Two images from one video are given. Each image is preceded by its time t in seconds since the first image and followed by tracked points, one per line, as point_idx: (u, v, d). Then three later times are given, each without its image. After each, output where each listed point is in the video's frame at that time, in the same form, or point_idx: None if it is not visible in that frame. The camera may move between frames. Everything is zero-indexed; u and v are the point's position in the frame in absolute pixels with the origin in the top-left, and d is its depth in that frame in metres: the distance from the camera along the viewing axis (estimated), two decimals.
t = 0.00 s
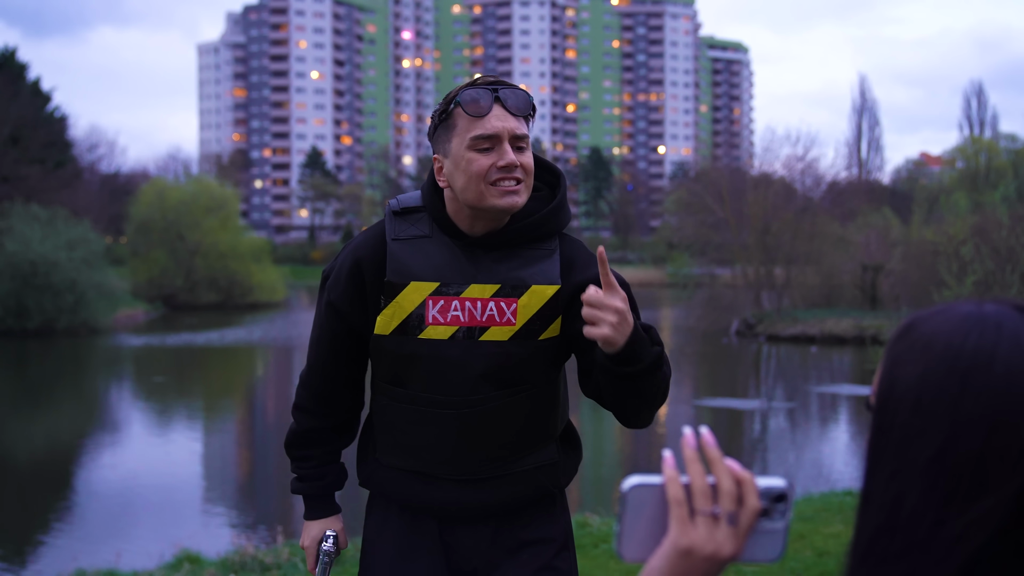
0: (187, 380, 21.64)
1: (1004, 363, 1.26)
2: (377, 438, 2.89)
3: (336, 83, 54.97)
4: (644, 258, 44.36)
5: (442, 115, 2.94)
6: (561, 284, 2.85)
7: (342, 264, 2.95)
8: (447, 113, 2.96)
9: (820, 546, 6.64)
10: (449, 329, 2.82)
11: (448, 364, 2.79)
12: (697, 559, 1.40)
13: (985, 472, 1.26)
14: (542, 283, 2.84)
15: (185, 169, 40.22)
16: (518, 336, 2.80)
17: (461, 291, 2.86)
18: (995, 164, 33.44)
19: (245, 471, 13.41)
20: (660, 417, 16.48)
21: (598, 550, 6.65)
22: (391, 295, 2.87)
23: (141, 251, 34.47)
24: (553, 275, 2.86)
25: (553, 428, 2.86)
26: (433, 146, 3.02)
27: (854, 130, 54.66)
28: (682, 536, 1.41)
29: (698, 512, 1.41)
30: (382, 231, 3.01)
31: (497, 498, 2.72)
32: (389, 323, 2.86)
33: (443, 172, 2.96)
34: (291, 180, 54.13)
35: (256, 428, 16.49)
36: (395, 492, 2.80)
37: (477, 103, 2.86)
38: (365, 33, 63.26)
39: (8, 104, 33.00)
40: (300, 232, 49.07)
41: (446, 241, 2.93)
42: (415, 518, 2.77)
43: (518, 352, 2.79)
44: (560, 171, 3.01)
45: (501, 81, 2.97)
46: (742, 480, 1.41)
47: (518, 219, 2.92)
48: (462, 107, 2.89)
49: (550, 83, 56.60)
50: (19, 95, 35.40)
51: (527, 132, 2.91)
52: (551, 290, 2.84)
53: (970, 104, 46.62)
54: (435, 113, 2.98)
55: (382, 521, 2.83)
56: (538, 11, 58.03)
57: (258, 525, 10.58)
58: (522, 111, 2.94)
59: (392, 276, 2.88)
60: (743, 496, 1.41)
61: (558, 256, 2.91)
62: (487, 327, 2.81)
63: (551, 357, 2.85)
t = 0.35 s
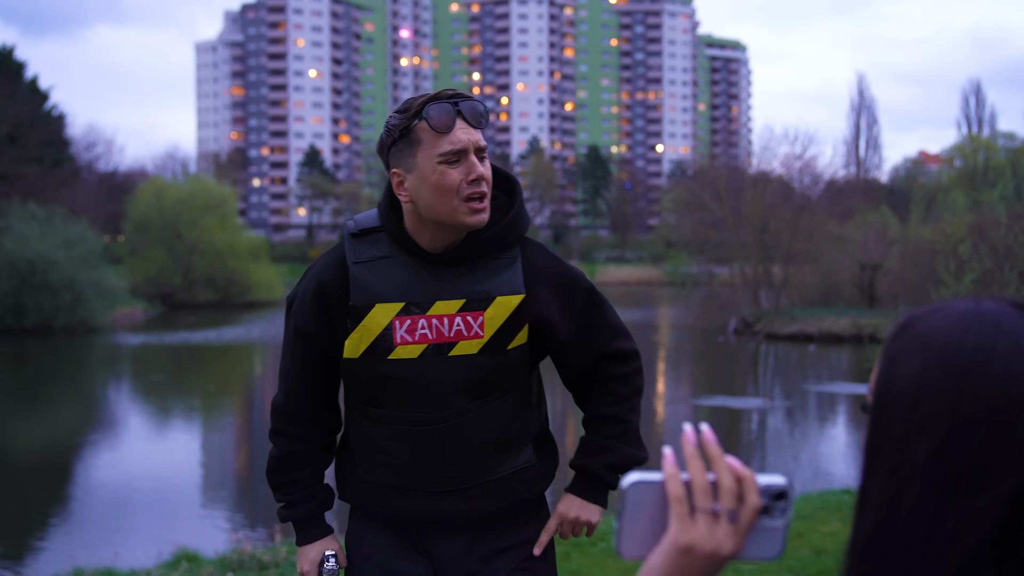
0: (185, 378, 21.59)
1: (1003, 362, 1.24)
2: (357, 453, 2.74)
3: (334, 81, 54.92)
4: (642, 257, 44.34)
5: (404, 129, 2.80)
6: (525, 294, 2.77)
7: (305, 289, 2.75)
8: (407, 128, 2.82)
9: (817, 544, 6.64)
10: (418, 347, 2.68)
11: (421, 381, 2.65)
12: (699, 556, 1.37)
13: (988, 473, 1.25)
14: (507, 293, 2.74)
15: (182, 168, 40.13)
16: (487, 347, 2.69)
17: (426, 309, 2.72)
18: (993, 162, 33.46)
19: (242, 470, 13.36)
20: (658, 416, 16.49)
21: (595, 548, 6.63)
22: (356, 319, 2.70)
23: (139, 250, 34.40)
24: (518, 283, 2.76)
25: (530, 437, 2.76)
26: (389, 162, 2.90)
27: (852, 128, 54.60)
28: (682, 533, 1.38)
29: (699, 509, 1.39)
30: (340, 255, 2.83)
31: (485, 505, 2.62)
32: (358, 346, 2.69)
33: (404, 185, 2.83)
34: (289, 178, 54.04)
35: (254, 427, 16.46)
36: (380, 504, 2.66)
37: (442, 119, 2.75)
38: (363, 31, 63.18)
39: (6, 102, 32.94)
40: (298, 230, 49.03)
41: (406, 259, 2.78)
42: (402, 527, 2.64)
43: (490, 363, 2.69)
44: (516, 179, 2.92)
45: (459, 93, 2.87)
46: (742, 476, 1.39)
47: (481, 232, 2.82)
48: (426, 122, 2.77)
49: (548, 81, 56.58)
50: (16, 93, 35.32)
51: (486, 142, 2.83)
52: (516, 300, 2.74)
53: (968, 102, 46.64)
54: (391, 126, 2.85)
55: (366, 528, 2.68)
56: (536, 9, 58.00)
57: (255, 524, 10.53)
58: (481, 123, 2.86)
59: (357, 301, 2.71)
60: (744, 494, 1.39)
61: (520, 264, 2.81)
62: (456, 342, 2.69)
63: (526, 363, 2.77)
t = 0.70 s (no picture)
0: (185, 378, 21.56)
1: (1005, 361, 1.21)
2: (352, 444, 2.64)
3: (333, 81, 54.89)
4: (641, 256, 44.32)
5: (380, 110, 2.70)
6: (492, 250, 2.84)
7: (273, 296, 2.61)
8: (382, 108, 2.72)
9: (817, 543, 6.62)
10: (409, 318, 2.60)
11: (417, 354, 2.57)
12: (703, 553, 1.35)
13: (992, 473, 1.22)
14: (477, 249, 2.79)
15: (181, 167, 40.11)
16: (470, 307, 2.69)
17: (407, 281, 2.65)
18: (992, 161, 33.42)
19: (242, 470, 13.33)
20: (657, 414, 16.49)
21: (594, 548, 6.61)
22: (343, 304, 2.59)
23: (139, 250, 34.39)
24: (483, 242, 2.82)
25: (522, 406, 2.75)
26: (355, 141, 2.79)
27: (851, 127, 54.54)
28: (687, 529, 1.36)
29: (705, 504, 1.36)
30: (305, 251, 2.68)
31: (488, 485, 2.58)
32: (347, 334, 2.59)
33: (373, 164, 2.74)
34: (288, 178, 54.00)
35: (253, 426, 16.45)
36: (380, 500, 2.58)
37: (423, 103, 2.68)
38: (362, 31, 63.16)
39: (6, 102, 32.95)
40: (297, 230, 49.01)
41: (377, 242, 2.71)
42: (400, 524, 2.58)
43: (474, 323, 2.67)
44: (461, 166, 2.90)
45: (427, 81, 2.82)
46: (749, 472, 1.37)
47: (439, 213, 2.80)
48: (405, 103, 2.69)
49: (547, 80, 56.56)
50: (15, 93, 35.29)
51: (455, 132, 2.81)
52: (486, 256, 2.80)
53: (967, 101, 46.56)
54: (362, 106, 2.73)
55: (367, 529, 2.62)
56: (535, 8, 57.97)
57: (256, 524, 10.51)
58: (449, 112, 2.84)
59: (339, 287, 2.60)
60: (749, 491, 1.37)
61: (475, 229, 2.88)
62: (442, 307, 2.64)
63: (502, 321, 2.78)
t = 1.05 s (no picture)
0: (194, 378, 21.68)
1: (1011, 359, 1.23)
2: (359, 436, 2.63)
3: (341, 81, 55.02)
4: (649, 256, 44.27)
5: (389, 111, 2.73)
6: (490, 240, 2.89)
7: (277, 287, 2.61)
8: (391, 110, 2.75)
9: (827, 544, 6.63)
10: (413, 306, 2.63)
11: (423, 341, 2.58)
12: (720, 543, 1.37)
13: (997, 470, 1.24)
14: (474, 240, 2.85)
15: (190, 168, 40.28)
16: (471, 295, 2.73)
17: (410, 269, 2.69)
18: (1002, 160, 33.25)
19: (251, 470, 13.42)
20: (665, 415, 16.51)
21: (603, 548, 6.63)
22: (347, 296, 2.60)
23: (148, 250, 34.56)
24: (480, 234, 2.88)
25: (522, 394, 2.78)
26: (362, 142, 2.82)
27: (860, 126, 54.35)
28: (705, 519, 1.38)
29: (722, 495, 1.39)
30: (307, 243, 2.69)
31: (495, 472, 2.60)
32: (353, 323, 2.60)
33: (379, 163, 2.77)
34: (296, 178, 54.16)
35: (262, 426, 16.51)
36: (389, 492, 2.57)
37: (429, 105, 2.73)
38: (370, 32, 63.32)
39: (16, 105, 33.17)
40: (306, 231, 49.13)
41: (379, 234, 2.74)
42: (409, 516, 2.57)
43: (475, 310, 2.72)
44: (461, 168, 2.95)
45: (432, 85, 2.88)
46: (767, 465, 1.39)
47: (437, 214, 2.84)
48: (412, 107, 2.73)
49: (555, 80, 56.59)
50: (25, 95, 35.51)
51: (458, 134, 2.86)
52: (483, 247, 2.85)
53: (977, 99, 46.33)
54: (369, 107, 2.77)
55: (375, 527, 2.59)
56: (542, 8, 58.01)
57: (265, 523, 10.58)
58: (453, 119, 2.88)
59: (344, 276, 2.62)
60: (766, 482, 1.39)
61: (470, 225, 2.94)
62: (445, 294, 2.68)
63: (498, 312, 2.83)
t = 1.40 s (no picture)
0: (198, 377, 21.72)
1: (1013, 355, 1.24)
2: (347, 429, 2.62)
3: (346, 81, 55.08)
4: (653, 256, 44.25)
5: (391, 98, 2.72)
6: (471, 232, 2.92)
7: (261, 280, 2.58)
8: (392, 98, 2.73)
9: (830, 544, 6.63)
10: (397, 297, 2.63)
11: (410, 330, 2.60)
12: (721, 544, 1.38)
13: (999, 471, 1.25)
14: (457, 231, 2.87)
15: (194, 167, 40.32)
16: (456, 285, 2.75)
17: (394, 259, 2.70)
18: (1007, 161, 33.21)
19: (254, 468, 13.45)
20: (668, 415, 16.50)
21: (606, 547, 6.64)
22: (332, 287, 2.59)
23: (152, 250, 34.60)
24: (462, 226, 2.91)
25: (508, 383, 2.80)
26: (355, 127, 2.78)
27: (864, 126, 54.29)
28: (706, 519, 1.39)
29: (723, 496, 1.40)
30: (288, 237, 2.67)
31: (484, 464, 2.61)
32: (338, 314, 2.59)
33: (372, 150, 2.74)
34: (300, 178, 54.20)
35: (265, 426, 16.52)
36: (383, 488, 2.56)
37: (431, 99, 2.73)
38: (374, 31, 63.34)
39: (20, 103, 33.25)
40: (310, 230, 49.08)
41: (366, 224, 2.74)
42: (404, 512, 2.58)
43: (462, 301, 2.73)
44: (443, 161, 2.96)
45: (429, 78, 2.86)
46: (769, 466, 1.40)
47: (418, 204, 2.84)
48: (413, 98, 2.72)
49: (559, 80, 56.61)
50: (30, 94, 35.57)
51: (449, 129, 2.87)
52: (467, 238, 2.87)
53: (982, 100, 46.28)
54: (368, 93, 2.74)
55: (370, 524, 2.59)
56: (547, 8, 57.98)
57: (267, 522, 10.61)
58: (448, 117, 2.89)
59: (327, 268, 2.61)
60: (768, 484, 1.40)
61: (451, 218, 2.96)
62: (429, 284, 2.69)
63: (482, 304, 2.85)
